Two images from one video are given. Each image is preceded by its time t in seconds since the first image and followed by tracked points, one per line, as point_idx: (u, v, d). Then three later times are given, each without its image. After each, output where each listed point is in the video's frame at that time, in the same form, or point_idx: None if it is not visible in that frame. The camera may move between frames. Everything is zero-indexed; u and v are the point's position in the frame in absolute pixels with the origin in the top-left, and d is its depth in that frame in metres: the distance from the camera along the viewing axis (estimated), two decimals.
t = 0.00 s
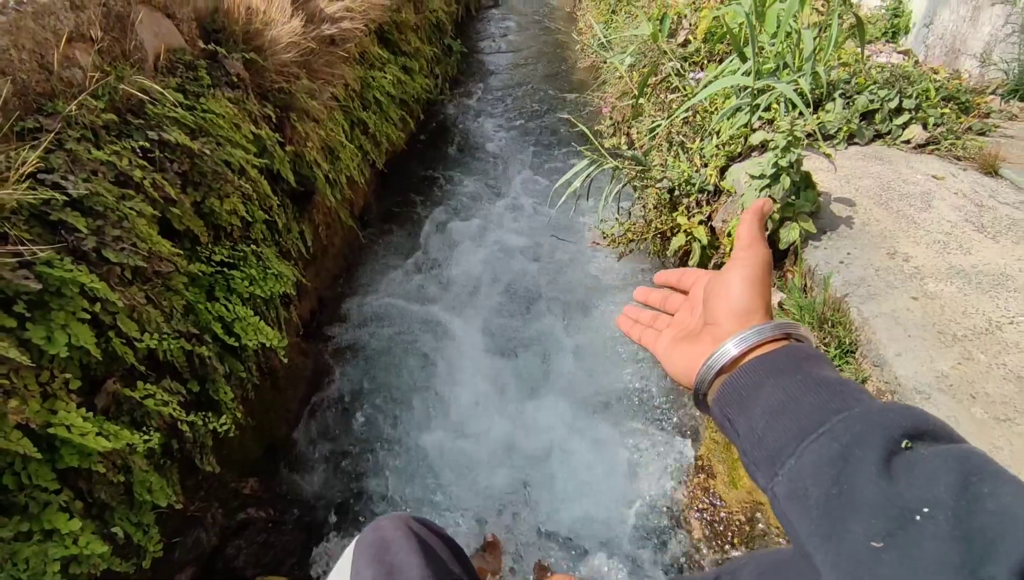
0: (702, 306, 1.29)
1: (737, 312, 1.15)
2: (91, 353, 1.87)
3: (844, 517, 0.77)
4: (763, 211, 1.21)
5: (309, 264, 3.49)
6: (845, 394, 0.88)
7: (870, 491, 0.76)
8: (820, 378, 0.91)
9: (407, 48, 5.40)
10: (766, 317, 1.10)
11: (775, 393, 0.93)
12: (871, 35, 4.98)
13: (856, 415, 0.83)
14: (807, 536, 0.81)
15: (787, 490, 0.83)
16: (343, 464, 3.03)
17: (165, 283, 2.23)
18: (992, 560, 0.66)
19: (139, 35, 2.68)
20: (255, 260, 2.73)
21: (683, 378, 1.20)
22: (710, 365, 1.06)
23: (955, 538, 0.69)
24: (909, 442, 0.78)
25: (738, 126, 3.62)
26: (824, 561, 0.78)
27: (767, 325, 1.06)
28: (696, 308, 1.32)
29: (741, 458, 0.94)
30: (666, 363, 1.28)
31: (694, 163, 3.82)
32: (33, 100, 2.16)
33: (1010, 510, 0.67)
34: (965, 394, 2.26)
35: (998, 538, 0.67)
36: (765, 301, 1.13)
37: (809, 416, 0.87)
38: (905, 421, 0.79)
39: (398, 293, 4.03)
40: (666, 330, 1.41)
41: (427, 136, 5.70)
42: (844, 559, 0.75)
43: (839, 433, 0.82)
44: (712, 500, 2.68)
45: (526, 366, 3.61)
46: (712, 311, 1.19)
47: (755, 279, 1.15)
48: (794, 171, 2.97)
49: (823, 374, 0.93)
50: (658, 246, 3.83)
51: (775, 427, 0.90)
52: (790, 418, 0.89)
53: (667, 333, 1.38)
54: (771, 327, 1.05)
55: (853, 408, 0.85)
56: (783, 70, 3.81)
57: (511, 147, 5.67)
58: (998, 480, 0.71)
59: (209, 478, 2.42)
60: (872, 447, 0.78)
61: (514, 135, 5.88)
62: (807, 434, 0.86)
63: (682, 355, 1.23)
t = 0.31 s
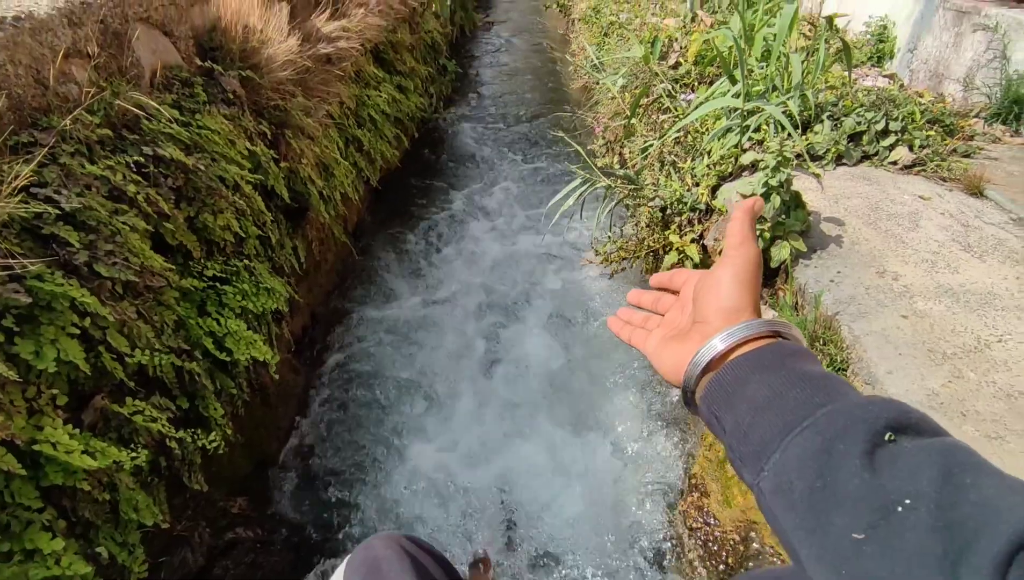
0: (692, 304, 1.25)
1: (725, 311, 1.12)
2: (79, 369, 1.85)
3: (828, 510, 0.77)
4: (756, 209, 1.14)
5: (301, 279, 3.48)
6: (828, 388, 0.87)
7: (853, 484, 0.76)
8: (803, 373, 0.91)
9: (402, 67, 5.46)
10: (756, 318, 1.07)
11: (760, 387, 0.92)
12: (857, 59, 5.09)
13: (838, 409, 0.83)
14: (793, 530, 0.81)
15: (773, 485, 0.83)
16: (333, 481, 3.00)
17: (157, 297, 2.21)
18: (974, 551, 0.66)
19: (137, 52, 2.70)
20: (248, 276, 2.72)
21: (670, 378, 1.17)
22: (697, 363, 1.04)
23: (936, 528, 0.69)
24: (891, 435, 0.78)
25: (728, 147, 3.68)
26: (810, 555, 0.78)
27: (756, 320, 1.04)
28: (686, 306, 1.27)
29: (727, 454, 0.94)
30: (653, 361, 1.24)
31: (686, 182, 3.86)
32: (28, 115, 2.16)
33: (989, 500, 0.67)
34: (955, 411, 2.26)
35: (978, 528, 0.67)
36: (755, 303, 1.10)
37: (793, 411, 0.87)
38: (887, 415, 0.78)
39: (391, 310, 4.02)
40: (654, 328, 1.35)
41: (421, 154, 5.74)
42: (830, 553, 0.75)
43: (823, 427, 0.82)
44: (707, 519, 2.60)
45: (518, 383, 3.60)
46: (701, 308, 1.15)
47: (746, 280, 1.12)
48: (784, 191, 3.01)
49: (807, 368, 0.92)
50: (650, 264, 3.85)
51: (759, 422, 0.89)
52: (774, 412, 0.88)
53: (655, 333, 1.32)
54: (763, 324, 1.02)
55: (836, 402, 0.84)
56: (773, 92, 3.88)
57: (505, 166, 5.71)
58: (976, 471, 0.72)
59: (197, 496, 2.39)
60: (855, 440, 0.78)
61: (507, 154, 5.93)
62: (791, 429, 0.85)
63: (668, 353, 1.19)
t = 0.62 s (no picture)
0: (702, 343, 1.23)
1: (733, 349, 1.11)
2: (63, 383, 1.81)
3: (828, 537, 0.82)
4: (761, 253, 1.15)
5: (291, 293, 3.45)
6: (826, 419, 0.92)
7: (851, 511, 0.81)
8: (804, 405, 0.95)
9: (395, 82, 5.49)
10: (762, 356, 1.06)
11: (763, 420, 0.96)
12: (843, 78, 5.18)
13: (837, 439, 0.88)
14: (794, 557, 0.85)
15: (775, 515, 0.87)
16: (321, 498, 2.95)
17: (144, 310, 2.18)
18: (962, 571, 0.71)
19: (128, 64, 2.69)
20: (238, 289, 2.70)
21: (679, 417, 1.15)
22: (705, 400, 1.04)
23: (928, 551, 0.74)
24: (887, 463, 0.83)
25: (718, 163, 3.72)
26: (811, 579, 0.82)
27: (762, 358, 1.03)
28: (695, 345, 1.26)
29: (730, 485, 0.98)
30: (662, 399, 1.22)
31: (677, 198, 3.89)
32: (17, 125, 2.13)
33: (977, 525, 0.73)
34: (946, 426, 2.27)
35: (968, 550, 0.73)
36: (763, 343, 1.08)
37: (793, 442, 0.91)
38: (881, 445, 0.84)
39: (382, 324, 4.00)
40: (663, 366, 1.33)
41: (413, 168, 5.75)
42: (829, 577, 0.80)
43: (822, 458, 0.86)
44: (699, 536, 2.62)
45: (509, 399, 3.58)
46: (708, 347, 1.14)
47: (751, 319, 1.11)
48: (774, 208, 3.04)
49: (807, 401, 0.96)
50: (641, 279, 3.86)
51: (761, 453, 0.93)
52: (777, 444, 0.92)
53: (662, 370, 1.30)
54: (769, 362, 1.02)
55: (835, 433, 0.89)
56: (762, 110, 3.94)
57: (497, 181, 5.74)
58: (966, 496, 0.77)
59: (182, 514, 2.34)
60: (853, 470, 0.83)
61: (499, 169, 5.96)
62: (793, 459, 0.89)
63: (677, 393, 1.17)
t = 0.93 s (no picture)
0: (698, 351, 1.29)
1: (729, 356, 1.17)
2: (42, 407, 1.77)
3: (827, 542, 0.88)
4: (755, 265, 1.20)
5: (280, 312, 3.42)
6: (822, 428, 0.98)
7: (849, 517, 0.87)
8: (801, 414, 1.02)
9: (387, 103, 5.53)
10: (759, 364, 1.12)
11: (760, 429, 1.02)
12: (828, 104, 5.29)
13: (833, 448, 0.94)
14: (793, 560, 0.91)
15: (774, 523, 0.94)
16: (306, 522, 2.90)
17: (129, 332, 2.15)
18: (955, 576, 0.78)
19: (119, 83, 2.69)
20: (225, 311, 2.67)
21: (676, 423, 1.21)
22: (704, 407, 1.10)
23: (924, 556, 0.79)
24: (883, 472, 0.89)
25: (707, 186, 3.75)
26: None
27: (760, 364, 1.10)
28: (694, 352, 1.31)
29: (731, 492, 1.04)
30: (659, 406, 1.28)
31: (667, 220, 3.92)
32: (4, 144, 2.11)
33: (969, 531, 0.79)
34: (935, 450, 2.26)
35: (962, 557, 0.78)
36: (760, 353, 1.14)
37: (791, 451, 0.97)
38: (875, 454, 0.90)
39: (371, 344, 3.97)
40: (660, 372, 1.38)
41: (405, 189, 5.77)
42: None
43: (819, 467, 0.93)
44: (691, 561, 2.58)
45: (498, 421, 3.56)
46: (705, 356, 1.20)
47: (747, 328, 1.17)
48: (763, 231, 3.07)
49: (805, 411, 1.03)
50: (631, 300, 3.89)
51: (761, 462, 0.99)
52: (776, 452, 0.98)
53: (662, 378, 1.34)
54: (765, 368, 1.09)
55: (832, 442, 0.95)
56: (749, 134, 4.00)
57: (488, 202, 5.77)
58: (958, 503, 0.84)
59: (162, 540, 2.29)
60: (850, 478, 0.89)
61: (490, 190, 5.99)
62: (792, 467, 0.95)
63: (674, 398, 1.23)
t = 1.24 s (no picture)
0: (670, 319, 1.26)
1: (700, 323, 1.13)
2: (31, 439, 1.77)
3: (785, 496, 0.86)
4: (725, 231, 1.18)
5: (270, 339, 3.42)
6: (784, 386, 0.96)
7: (806, 471, 0.85)
8: (764, 374, 0.99)
9: (380, 132, 5.61)
10: (730, 329, 1.09)
11: (725, 389, 0.99)
12: (810, 137, 5.45)
13: (793, 404, 0.91)
14: (755, 517, 0.90)
15: (737, 481, 0.91)
16: (292, 554, 2.88)
17: (120, 361, 2.15)
18: (905, 523, 0.76)
19: (117, 115, 2.74)
20: (217, 339, 2.68)
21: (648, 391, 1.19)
22: (674, 374, 1.08)
23: (878, 505, 0.78)
24: (841, 425, 0.86)
25: (694, 218, 3.83)
26: (769, 534, 0.88)
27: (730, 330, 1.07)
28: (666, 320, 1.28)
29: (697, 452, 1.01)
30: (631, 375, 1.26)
31: (655, 250, 3.99)
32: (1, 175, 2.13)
33: (921, 476, 0.77)
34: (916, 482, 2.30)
35: (913, 505, 0.76)
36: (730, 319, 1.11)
37: (753, 409, 0.94)
38: (834, 409, 0.87)
39: (361, 372, 3.98)
40: (634, 340, 1.35)
41: (397, 215, 5.84)
42: (786, 540, 0.85)
43: (779, 423, 0.90)
44: None
45: (487, 449, 3.58)
46: (677, 323, 1.16)
47: (718, 294, 1.14)
48: (747, 263, 3.14)
49: (768, 370, 1.00)
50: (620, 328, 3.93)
51: (723, 421, 0.96)
52: (739, 411, 0.96)
53: (636, 347, 1.32)
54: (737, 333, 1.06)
55: (792, 399, 0.92)
56: (734, 168, 4.11)
57: (480, 229, 5.84)
58: (915, 454, 0.81)
59: (147, 572, 2.27)
60: (807, 433, 0.87)
61: (482, 218, 6.07)
62: (752, 425, 0.93)
63: (647, 367, 1.21)
